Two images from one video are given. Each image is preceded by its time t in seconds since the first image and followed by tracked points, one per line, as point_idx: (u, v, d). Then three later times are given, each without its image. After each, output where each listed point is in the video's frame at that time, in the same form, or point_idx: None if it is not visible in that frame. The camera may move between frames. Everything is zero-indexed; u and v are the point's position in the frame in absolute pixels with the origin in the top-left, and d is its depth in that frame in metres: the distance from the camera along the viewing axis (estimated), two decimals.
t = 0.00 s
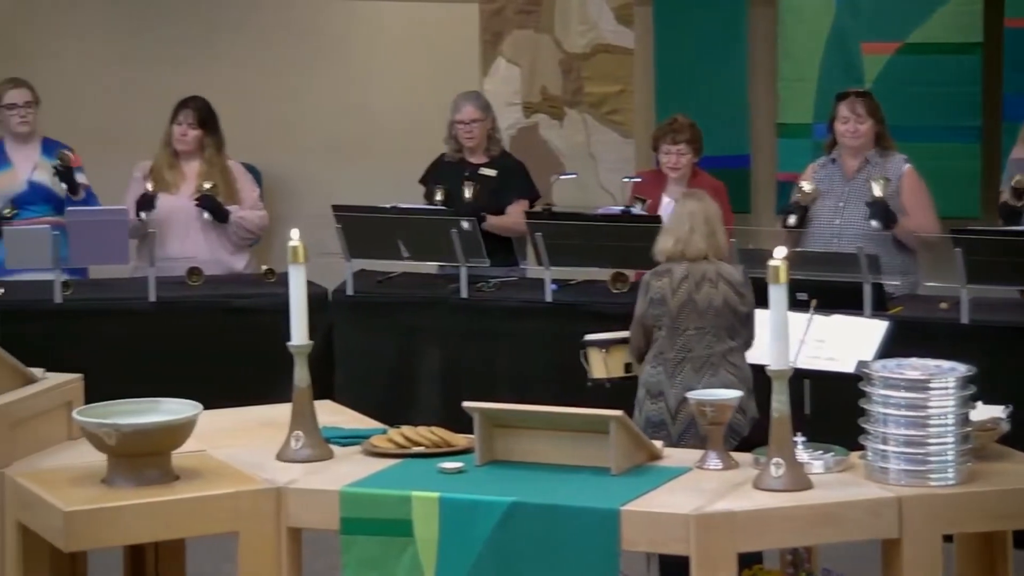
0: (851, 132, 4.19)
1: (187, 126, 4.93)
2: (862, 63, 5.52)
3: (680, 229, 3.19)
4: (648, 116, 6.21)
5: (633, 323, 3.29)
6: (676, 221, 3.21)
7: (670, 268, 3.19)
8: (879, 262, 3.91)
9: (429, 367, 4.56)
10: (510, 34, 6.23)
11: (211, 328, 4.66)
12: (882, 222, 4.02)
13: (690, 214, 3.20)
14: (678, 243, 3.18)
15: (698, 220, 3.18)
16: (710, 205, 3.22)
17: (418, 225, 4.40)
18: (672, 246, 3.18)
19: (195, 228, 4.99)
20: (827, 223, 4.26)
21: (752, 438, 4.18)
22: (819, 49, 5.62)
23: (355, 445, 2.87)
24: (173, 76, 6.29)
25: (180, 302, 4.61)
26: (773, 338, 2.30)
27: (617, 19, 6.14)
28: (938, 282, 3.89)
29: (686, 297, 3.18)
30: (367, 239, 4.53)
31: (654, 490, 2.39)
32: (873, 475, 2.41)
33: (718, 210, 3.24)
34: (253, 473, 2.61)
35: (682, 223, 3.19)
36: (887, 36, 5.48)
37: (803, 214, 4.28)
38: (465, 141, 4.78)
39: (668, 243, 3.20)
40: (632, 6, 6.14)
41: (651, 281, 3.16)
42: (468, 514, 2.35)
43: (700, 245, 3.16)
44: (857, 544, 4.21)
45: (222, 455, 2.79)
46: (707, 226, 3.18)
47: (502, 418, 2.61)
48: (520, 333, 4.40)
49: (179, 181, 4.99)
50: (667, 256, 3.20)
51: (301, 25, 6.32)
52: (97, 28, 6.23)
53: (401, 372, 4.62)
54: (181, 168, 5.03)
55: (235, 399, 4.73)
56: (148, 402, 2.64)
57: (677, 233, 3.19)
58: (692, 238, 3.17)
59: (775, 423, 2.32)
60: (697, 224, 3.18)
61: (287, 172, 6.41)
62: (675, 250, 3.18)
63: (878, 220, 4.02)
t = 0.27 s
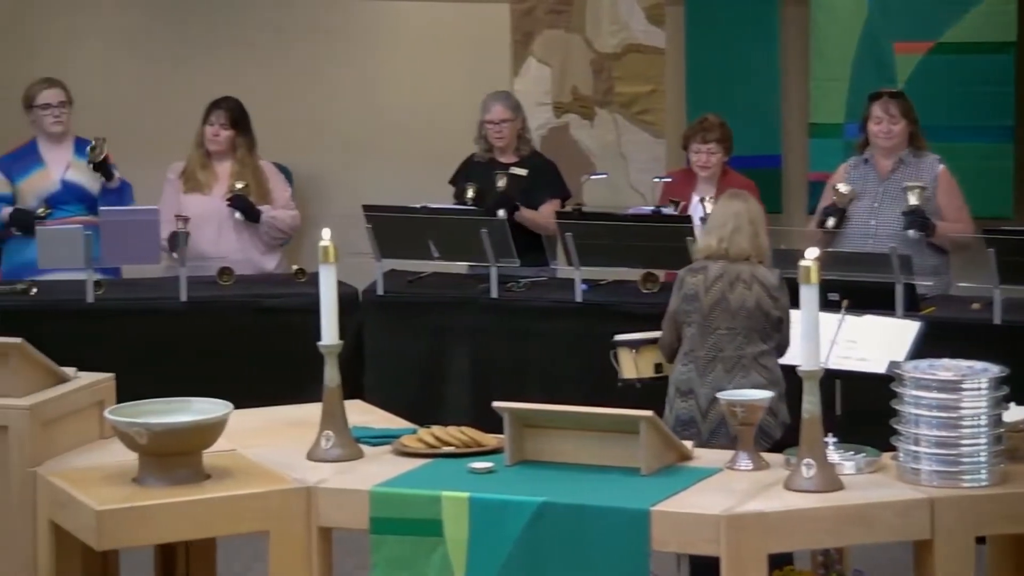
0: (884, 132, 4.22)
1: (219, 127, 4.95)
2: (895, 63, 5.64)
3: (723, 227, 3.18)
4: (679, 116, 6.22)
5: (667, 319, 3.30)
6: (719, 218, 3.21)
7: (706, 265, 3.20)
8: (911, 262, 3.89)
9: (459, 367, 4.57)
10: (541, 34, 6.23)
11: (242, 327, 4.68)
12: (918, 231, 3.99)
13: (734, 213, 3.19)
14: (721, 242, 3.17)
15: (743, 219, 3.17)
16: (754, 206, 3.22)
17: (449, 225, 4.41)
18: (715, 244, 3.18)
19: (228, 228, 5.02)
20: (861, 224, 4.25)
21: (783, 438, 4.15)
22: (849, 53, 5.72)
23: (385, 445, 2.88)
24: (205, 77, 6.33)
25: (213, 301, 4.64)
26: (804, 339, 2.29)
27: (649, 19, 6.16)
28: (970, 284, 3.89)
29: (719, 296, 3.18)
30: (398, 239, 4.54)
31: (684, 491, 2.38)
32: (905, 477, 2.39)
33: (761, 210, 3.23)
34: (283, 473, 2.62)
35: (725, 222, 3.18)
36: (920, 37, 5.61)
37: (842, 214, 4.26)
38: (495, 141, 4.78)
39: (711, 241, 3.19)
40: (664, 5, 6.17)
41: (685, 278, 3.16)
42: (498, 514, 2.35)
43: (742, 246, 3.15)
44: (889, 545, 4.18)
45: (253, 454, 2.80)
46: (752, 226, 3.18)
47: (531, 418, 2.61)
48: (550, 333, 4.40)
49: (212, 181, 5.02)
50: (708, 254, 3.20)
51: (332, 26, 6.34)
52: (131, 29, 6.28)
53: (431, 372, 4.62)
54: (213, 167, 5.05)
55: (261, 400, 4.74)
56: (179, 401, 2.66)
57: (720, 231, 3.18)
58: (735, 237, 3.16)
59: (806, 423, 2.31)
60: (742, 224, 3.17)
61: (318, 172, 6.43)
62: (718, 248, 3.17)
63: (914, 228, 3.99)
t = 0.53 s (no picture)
0: (916, 133, 4.20)
1: (251, 126, 4.98)
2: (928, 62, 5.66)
3: (746, 228, 3.17)
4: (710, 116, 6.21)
5: (697, 322, 3.29)
6: (741, 218, 3.19)
7: (734, 268, 3.18)
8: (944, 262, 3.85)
9: (490, 367, 4.57)
10: (571, 34, 6.24)
11: (272, 327, 4.70)
12: (951, 231, 3.96)
13: (755, 213, 3.17)
14: (745, 242, 3.16)
15: (765, 218, 3.16)
16: (775, 204, 3.19)
17: (479, 225, 4.41)
18: (739, 246, 3.16)
19: (260, 228, 5.04)
20: (895, 225, 4.22)
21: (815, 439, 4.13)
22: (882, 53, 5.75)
23: (415, 445, 2.88)
24: (237, 76, 6.36)
25: (244, 301, 4.66)
26: (835, 339, 2.28)
27: (680, 20, 6.17)
28: (1004, 285, 3.86)
29: (750, 297, 3.16)
30: (428, 239, 4.55)
31: (715, 491, 2.37)
32: (937, 478, 2.37)
33: (784, 207, 3.21)
34: (314, 472, 2.63)
35: (748, 222, 3.16)
36: (953, 36, 5.61)
37: (875, 213, 4.23)
38: (526, 142, 4.77)
39: (735, 242, 3.18)
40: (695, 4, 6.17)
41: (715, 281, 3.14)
42: (528, 514, 2.35)
43: (765, 246, 3.14)
44: (921, 547, 4.15)
45: (283, 454, 2.81)
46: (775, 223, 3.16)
47: (561, 418, 2.61)
48: (581, 334, 4.40)
49: (244, 181, 5.05)
50: (733, 256, 3.19)
51: (364, 25, 6.36)
52: (164, 29, 6.32)
53: (461, 372, 4.62)
54: (245, 168, 5.07)
55: (287, 400, 4.77)
56: (211, 401, 2.68)
57: (743, 231, 3.16)
58: (759, 238, 3.15)
59: (837, 424, 2.30)
60: (764, 223, 3.15)
61: (349, 172, 6.46)
62: (742, 249, 3.16)
63: (948, 228, 3.96)
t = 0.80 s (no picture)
0: (948, 132, 4.18)
1: (283, 127, 4.99)
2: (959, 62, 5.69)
3: (759, 234, 3.16)
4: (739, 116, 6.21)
5: (727, 330, 3.24)
6: (755, 225, 3.19)
7: (760, 272, 3.16)
8: (976, 263, 3.82)
9: (519, 367, 4.56)
10: (601, 34, 6.22)
11: (302, 327, 4.71)
12: (983, 226, 3.97)
13: (767, 219, 3.16)
14: (760, 249, 3.15)
15: (776, 223, 3.15)
16: (789, 206, 3.18)
17: (509, 225, 4.41)
18: (754, 254, 3.16)
19: (291, 228, 5.06)
20: (926, 225, 4.18)
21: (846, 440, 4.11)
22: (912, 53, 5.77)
23: (445, 445, 2.88)
24: (267, 77, 6.39)
25: (275, 300, 4.68)
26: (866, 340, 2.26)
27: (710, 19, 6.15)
28: None
29: (781, 297, 3.15)
30: (457, 239, 4.54)
31: (745, 492, 2.36)
32: (969, 479, 2.35)
33: (798, 210, 3.19)
34: (343, 472, 2.63)
35: (761, 228, 3.16)
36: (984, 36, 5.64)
37: (908, 212, 4.21)
38: (555, 142, 4.77)
39: (749, 250, 3.17)
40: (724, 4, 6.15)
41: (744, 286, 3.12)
42: (557, 514, 2.34)
43: (780, 251, 3.13)
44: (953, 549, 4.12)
45: (313, 453, 2.82)
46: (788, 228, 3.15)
47: (590, 419, 2.60)
48: (611, 334, 4.39)
49: (274, 181, 5.07)
50: (753, 263, 3.18)
51: (393, 26, 6.37)
52: (195, 31, 6.36)
53: (490, 372, 4.62)
54: (275, 167, 5.09)
55: (317, 400, 4.78)
56: (241, 400, 2.69)
57: (757, 237, 3.16)
58: (773, 243, 3.13)
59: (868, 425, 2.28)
60: (776, 228, 3.14)
61: (378, 173, 6.48)
62: (757, 256, 3.15)
63: (979, 222, 3.97)
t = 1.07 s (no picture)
0: (984, 131, 4.15)
1: (313, 127, 5.02)
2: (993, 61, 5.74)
3: (798, 231, 3.16)
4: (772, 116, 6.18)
5: (758, 327, 3.24)
6: (793, 223, 3.19)
7: (793, 270, 3.16)
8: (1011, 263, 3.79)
9: (550, 368, 4.56)
10: (632, 34, 6.21)
11: (333, 327, 4.73)
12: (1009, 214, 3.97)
13: (807, 217, 3.17)
14: (798, 245, 3.15)
15: (815, 221, 3.15)
16: (828, 205, 3.19)
17: (541, 225, 4.42)
18: (792, 250, 3.15)
19: (323, 229, 5.07)
20: (957, 224, 4.17)
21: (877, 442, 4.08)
22: (946, 52, 5.79)
23: (475, 445, 2.88)
24: (299, 78, 6.43)
25: (306, 300, 4.70)
26: (898, 340, 2.25)
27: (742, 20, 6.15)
28: None
29: (812, 298, 3.14)
30: (489, 240, 4.55)
31: (776, 493, 2.35)
32: (1003, 482, 2.34)
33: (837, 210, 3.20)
34: (374, 472, 2.64)
35: (800, 225, 3.16)
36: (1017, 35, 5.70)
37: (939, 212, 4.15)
38: (585, 142, 4.76)
39: (788, 246, 3.17)
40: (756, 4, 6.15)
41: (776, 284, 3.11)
42: (588, 515, 2.34)
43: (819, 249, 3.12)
44: (986, 550, 4.09)
45: (343, 453, 2.83)
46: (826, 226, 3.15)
47: (620, 419, 2.59)
48: (642, 334, 4.38)
49: (306, 181, 5.08)
50: (789, 260, 3.17)
51: (424, 27, 6.39)
52: (229, 34, 6.42)
53: (521, 373, 4.62)
54: (308, 168, 5.11)
55: (348, 400, 4.79)
56: (273, 399, 2.70)
57: (795, 234, 3.16)
58: (812, 240, 3.13)
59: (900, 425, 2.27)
60: (815, 226, 3.15)
61: (409, 173, 6.50)
62: (795, 253, 3.15)
63: (1005, 209, 3.97)
